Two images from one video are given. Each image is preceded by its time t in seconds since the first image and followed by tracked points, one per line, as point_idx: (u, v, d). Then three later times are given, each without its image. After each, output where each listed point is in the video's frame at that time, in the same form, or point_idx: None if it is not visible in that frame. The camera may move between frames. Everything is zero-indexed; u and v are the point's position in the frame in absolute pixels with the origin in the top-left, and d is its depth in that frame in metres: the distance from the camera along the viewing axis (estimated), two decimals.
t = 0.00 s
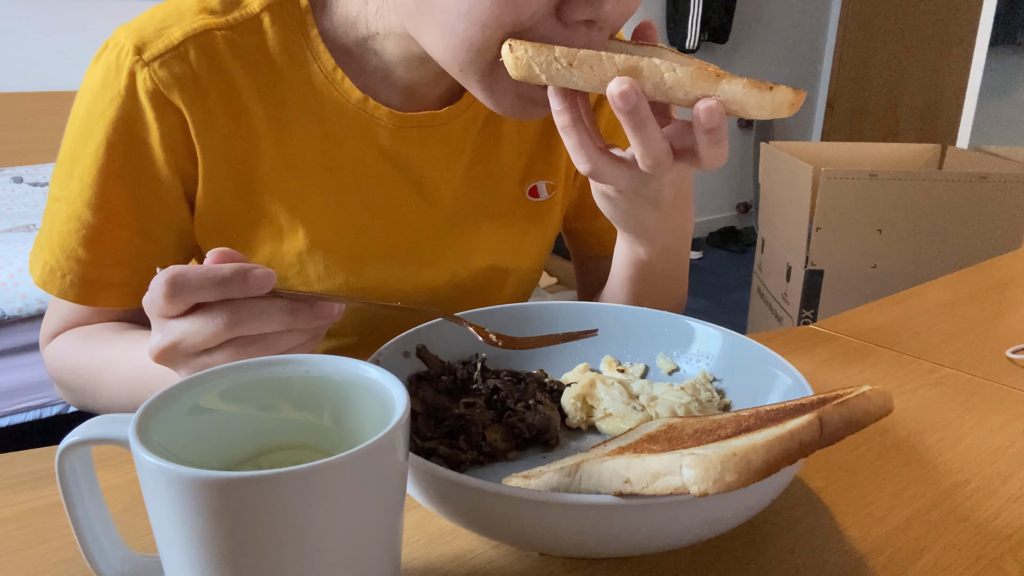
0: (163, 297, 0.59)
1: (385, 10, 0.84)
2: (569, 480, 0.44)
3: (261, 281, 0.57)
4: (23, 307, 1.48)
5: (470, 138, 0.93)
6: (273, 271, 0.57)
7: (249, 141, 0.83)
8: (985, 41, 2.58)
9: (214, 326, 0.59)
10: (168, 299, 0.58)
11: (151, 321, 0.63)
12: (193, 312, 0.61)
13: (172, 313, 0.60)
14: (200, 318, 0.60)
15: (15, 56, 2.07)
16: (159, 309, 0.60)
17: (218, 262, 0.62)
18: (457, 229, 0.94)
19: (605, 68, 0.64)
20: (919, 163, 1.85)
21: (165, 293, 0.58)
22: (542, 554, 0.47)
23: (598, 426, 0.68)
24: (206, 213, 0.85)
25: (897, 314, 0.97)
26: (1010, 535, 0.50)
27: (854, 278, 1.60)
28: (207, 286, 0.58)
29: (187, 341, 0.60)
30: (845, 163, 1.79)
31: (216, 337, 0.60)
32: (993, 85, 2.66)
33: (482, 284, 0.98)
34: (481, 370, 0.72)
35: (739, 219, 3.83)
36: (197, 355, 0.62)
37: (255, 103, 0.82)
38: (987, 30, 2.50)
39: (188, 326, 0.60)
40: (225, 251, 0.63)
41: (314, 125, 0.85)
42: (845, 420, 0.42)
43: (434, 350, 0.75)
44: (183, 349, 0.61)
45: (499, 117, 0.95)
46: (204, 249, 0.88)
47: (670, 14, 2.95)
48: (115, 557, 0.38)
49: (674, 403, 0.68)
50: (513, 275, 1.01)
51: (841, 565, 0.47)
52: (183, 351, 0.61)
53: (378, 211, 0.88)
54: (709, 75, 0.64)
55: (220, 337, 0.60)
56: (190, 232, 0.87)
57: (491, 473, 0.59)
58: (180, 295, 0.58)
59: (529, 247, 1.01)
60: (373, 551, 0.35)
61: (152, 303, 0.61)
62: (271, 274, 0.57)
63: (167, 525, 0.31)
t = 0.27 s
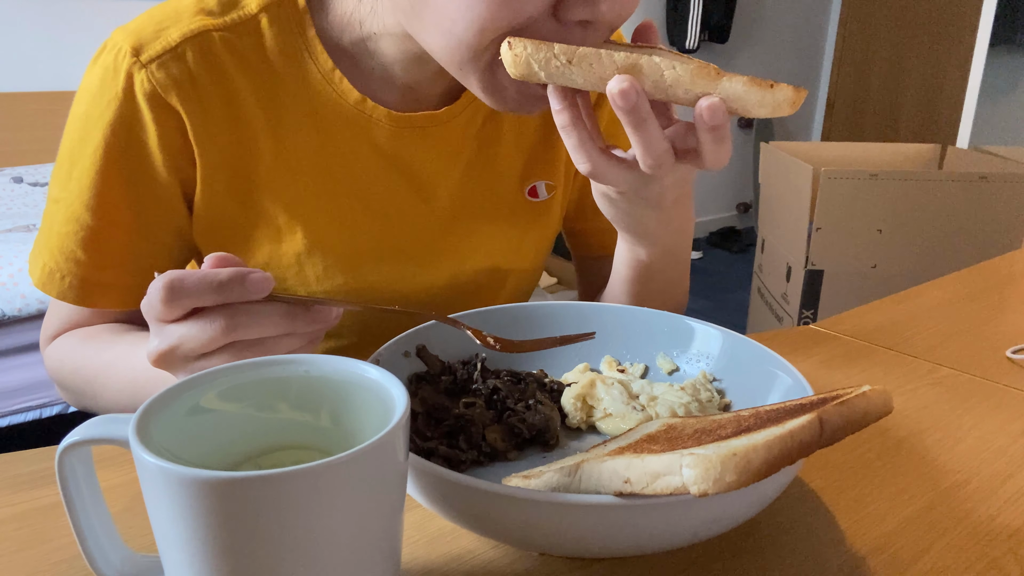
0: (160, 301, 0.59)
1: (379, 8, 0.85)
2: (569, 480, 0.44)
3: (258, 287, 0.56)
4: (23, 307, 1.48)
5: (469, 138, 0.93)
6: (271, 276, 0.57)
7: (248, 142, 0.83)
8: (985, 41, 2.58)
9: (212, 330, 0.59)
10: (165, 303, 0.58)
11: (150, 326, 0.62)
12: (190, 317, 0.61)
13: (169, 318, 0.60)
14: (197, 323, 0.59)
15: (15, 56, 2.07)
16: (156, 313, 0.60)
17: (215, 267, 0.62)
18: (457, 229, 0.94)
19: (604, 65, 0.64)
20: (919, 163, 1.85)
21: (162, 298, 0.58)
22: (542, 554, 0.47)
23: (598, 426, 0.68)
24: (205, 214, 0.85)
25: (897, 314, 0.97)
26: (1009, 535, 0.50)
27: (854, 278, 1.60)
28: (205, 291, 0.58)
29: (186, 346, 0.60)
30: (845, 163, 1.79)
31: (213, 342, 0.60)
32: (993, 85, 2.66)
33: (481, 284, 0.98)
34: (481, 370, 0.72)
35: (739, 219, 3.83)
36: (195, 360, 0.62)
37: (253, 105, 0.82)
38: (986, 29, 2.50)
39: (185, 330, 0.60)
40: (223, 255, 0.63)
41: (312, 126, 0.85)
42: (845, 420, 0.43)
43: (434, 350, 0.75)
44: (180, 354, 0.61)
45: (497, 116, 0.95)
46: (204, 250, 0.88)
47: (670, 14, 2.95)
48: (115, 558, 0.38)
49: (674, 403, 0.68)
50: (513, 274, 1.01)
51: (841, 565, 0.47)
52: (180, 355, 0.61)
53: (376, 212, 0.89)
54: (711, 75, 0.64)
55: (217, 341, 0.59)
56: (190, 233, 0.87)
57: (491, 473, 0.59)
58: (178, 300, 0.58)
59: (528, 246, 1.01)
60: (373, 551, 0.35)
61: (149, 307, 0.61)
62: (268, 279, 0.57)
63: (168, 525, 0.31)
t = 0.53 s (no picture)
0: (160, 300, 0.59)
1: (376, 4, 0.85)
2: (569, 480, 0.44)
3: (258, 286, 0.57)
4: (23, 307, 1.49)
5: (468, 137, 0.93)
6: (271, 276, 0.58)
7: (247, 142, 0.83)
8: (985, 41, 2.58)
9: (212, 330, 0.59)
10: (165, 303, 0.58)
11: (150, 325, 0.62)
12: (190, 317, 0.61)
13: (169, 318, 0.60)
14: (197, 322, 0.60)
15: (15, 56, 2.07)
16: (156, 313, 0.60)
17: (215, 267, 0.62)
18: (456, 229, 0.94)
19: (613, 59, 0.64)
20: (919, 163, 1.85)
21: (162, 297, 0.58)
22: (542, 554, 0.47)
23: (598, 426, 0.68)
24: (204, 214, 0.85)
25: (897, 314, 0.97)
26: (1009, 535, 0.50)
27: (854, 278, 1.60)
28: (204, 291, 0.58)
29: (186, 345, 0.60)
30: (846, 163, 1.79)
31: (213, 342, 0.60)
32: (993, 85, 2.66)
33: (480, 283, 0.98)
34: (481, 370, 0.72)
35: (739, 219, 3.83)
36: (195, 361, 0.62)
37: (253, 104, 0.82)
38: (987, 30, 2.50)
39: (184, 330, 0.60)
40: (223, 255, 0.63)
41: (312, 125, 0.85)
42: (845, 420, 0.43)
43: (434, 349, 0.75)
44: (180, 354, 0.61)
45: (497, 115, 0.95)
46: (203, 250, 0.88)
47: (671, 13, 2.95)
48: (115, 558, 0.38)
49: (674, 403, 0.68)
50: (513, 274, 1.01)
51: (841, 565, 0.47)
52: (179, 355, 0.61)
53: (376, 211, 0.88)
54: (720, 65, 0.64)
55: (217, 341, 0.59)
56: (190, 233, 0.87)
57: (492, 473, 0.59)
58: (177, 300, 0.58)
59: (528, 246, 1.01)
60: (373, 551, 0.35)
61: (149, 307, 0.61)
62: (268, 279, 0.57)
63: (168, 525, 0.31)
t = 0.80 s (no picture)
0: (160, 301, 0.59)
1: None
2: (569, 480, 0.44)
3: (258, 287, 0.57)
4: (22, 307, 1.48)
5: (468, 136, 0.93)
6: (271, 277, 0.58)
7: (246, 142, 0.83)
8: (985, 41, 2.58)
9: (212, 332, 0.59)
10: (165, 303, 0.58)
11: (150, 326, 0.62)
12: (190, 319, 0.61)
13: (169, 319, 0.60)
14: (197, 324, 0.60)
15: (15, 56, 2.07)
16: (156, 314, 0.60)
17: (214, 268, 0.62)
18: (456, 228, 0.94)
19: (619, 63, 0.64)
20: (919, 163, 1.85)
21: (162, 298, 0.58)
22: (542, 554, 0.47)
23: (598, 426, 0.68)
24: (204, 214, 0.85)
25: (897, 314, 0.97)
26: (1009, 535, 0.50)
27: (854, 278, 1.60)
28: (205, 292, 0.58)
29: (186, 346, 0.60)
30: (846, 163, 1.79)
31: (213, 342, 0.59)
32: (993, 85, 2.66)
33: (480, 282, 0.98)
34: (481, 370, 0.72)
35: (739, 219, 3.83)
36: (195, 362, 0.62)
37: (252, 104, 0.82)
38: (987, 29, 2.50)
39: (184, 331, 0.60)
40: (223, 256, 0.63)
41: (311, 124, 0.85)
42: (845, 420, 0.43)
43: (434, 349, 0.75)
44: (180, 355, 0.61)
45: (496, 114, 0.95)
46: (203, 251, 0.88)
47: (671, 13, 2.95)
48: (115, 558, 0.38)
49: (674, 403, 0.68)
50: (512, 273, 1.01)
51: (841, 565, 0.47)
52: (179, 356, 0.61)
53: (376, 211, 0.88)
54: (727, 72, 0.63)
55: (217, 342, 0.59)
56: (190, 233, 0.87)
57: (492, 473, 0.59)
58: (177, 301, 0.58)
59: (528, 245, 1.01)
60: (373, 551, 0.35)
61: (149, 308, 0.61)
62: (268, 280, 0.57)
63: (168, 525, 0.31)
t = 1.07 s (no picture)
0: (159, 302, 0.59)
1: None
2: (569, 480, 0.44)
3: (257, 287, 0.58)
4: (23, 307, 1.48)
5: (467, 134, 0.93)
6: (269, 278, 0.58)
7: (244, 141, 0.83)
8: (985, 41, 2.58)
9: (211, 333, 0.59)
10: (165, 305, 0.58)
11: (149, 329, 0.62)
12: (189, 321, 0.61)
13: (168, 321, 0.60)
14: (196, 326, 0.60)
15: (15, 57, 2.07)
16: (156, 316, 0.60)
17: (213, 269, 0.62)
18: (456, 227, 0.94)
19: (615, 68, 0.64)
20: (919, 163, 1.85)
21: (162, 299, 0.58)
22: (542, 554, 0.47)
23: (598, 426, 0.68)
24: (203, 215, 0.85)
25: (897, 314, 0.97)
26: (1009, 535, 0.50)
27: (854, 278, 1.60)
28: (203, 293, 0.58)
29: (185, 348, 0.60)
30: (846, 162, 1.79)
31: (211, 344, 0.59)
32: (993, 85, 2.66)
33: (481, 282, 0.98)
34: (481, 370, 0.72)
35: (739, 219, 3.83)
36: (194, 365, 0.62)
37: (251, 103, 0.82)
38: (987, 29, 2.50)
39: (183, 333, 0.60)
40: (222, 258, 0.63)
41: (310, 124, 0.85)
42: (845, 420, 0.42)
43: (434, 349, 0.75)
44: (179, 358, 0.61)
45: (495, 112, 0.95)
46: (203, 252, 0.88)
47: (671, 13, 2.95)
48: (115, 557, 0.38)
49: (674, 403, 0.68)
50: (513, 272, 1.01)
51: (841, 565, 0.47)
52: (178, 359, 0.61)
53: (376, 210, 0.89)
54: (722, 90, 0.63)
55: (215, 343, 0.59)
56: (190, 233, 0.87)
57: (492, 473, 0.59)
58: (176, 302, 0.58)
59: (529, 244, 1.01)
60: (373, 552, 0.35)
61: (149, 310, 0.61)
62: (267, 281, 0.58)
63: (168, 526, 0.31)
